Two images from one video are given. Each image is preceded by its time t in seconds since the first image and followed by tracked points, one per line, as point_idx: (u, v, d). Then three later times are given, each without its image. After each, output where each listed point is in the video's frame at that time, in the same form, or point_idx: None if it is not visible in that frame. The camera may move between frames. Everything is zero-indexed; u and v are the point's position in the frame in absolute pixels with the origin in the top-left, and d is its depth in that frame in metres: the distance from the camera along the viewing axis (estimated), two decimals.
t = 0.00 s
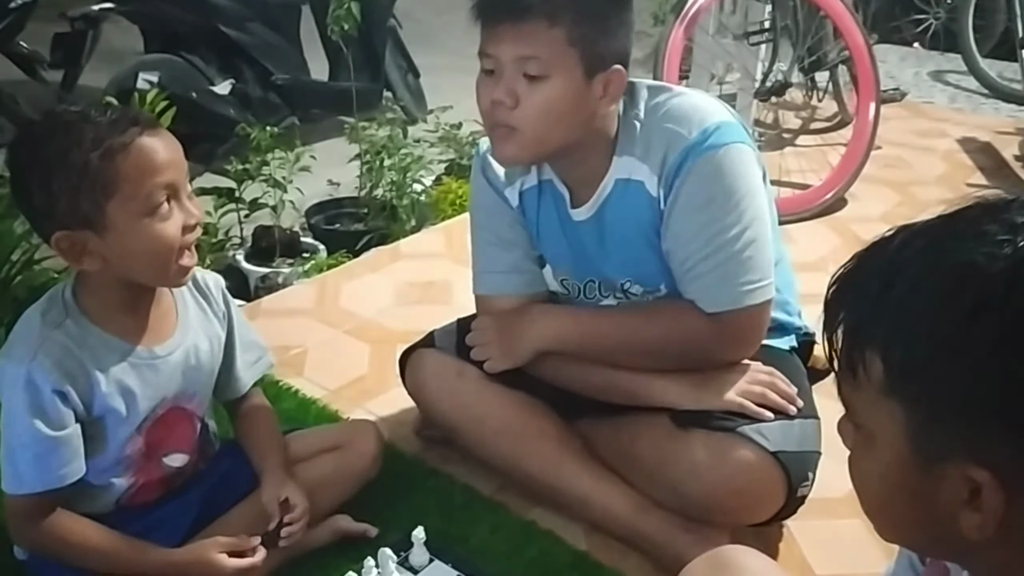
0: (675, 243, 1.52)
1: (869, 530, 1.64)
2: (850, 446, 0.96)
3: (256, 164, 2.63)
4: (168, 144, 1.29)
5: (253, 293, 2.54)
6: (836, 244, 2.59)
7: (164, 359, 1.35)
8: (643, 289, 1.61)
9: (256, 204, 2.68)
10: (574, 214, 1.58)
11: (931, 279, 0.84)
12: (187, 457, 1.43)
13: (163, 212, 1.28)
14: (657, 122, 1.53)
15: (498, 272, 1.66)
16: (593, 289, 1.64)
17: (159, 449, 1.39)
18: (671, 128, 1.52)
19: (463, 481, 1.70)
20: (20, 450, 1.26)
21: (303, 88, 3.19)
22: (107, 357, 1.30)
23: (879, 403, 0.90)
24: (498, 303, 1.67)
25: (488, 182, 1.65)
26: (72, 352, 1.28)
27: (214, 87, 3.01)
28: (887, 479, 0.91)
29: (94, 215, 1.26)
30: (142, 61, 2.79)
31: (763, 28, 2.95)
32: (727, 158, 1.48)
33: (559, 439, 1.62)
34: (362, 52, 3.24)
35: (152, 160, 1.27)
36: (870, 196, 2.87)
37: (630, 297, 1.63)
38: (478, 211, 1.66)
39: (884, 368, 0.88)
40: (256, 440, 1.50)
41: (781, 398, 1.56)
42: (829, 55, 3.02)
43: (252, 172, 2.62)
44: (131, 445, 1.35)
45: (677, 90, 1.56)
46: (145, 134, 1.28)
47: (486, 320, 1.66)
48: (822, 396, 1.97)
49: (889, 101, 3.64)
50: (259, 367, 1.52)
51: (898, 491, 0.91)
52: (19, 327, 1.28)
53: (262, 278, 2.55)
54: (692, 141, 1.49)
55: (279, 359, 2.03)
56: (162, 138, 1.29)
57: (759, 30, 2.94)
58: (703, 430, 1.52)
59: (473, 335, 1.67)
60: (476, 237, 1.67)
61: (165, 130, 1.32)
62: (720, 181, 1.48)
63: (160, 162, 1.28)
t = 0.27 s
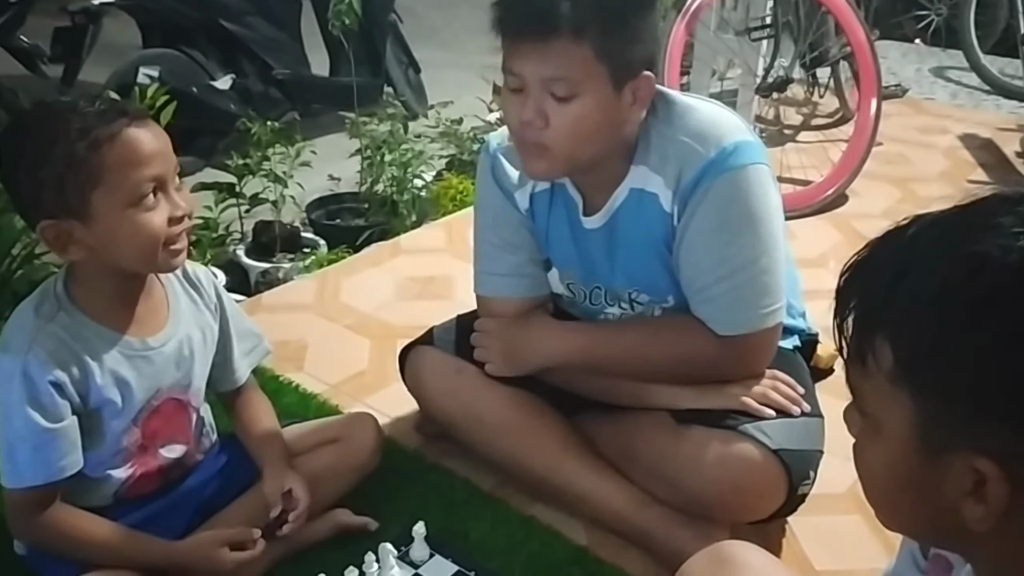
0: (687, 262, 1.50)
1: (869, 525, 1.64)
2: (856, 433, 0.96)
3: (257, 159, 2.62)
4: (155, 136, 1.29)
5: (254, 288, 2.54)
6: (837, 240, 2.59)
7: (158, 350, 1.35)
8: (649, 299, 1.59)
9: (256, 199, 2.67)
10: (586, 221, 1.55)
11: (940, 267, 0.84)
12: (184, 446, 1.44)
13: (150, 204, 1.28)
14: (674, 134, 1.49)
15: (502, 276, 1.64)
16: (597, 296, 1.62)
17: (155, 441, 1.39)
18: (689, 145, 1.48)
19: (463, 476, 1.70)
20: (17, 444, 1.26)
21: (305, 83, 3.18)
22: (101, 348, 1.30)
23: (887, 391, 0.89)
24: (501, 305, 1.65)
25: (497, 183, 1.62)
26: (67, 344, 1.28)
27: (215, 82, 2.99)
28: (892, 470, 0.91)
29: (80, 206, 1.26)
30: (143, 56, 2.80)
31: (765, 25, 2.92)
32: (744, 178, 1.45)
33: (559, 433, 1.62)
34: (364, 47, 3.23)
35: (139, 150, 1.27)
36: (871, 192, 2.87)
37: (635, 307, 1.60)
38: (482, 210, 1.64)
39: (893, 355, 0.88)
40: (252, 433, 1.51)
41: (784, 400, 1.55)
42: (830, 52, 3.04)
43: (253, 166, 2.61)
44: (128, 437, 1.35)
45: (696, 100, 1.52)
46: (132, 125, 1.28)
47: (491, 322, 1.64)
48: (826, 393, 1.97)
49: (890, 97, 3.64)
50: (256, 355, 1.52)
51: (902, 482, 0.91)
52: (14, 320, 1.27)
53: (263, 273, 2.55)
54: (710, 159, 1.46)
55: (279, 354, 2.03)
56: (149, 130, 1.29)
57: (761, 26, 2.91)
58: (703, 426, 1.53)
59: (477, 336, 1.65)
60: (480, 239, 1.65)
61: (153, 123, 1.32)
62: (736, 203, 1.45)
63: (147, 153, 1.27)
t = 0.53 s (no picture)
0: (712, 268, 1.49)
1: (870, 525, 1.65)
2: (861, 430, 0.96)
3: (257, 157, 2.62)
4: (145, 138, 1.29)
5: (256, 287, 2.55)
6: (838, 239, 2.59)
7: (151, 347, 1.35)
8: (670, 303, 1.58)
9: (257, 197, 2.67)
10: (610, 227, 1.54)
11: (950, 262, 0.85)
12: (180, 442, 1.43)
13: (137, 205, 1.28)
14: (703, 140, 1.49)
15: (516, 277, 1.61)
16: (616, 300, 1.60)
17: (151, 438, 1.38)
18: (718, 152, 1.47)
19: (464, 475, 1.70)
20: (13, 442, 1.26)
21: (306, 82, 3.18)
22: (94, 346, 1.30)
23: (893, 390, 0.90)
24: (512, 305, 1.62)
25: (517, 185, 1.60)
26: (60, 342, 1.28)
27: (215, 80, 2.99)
28: (897, 468, 0.91)
29: (67, 207, 1.26)
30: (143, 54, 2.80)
31: (766, 23, 2.92)
32: (773, 185, 1.44)
33: (561, 432, 1.62)
34: (365, 46, 3.21)
35: (128, 152, 1.27)
36: (872, 192, 2.87)
37: (654, 310, 1.59)
38: (501, 211, 1.62)
39: (902, 357, 0.88)
40: (253, 431, 1.51)
41: (790, 401, 1.54)
42: (832, 51, 3.05)
43: (254, 165, 2.61)
44: (124, 433, 1.35)
45: (727, 108, 1.51)
46: (122, 127, 1.28)
47: (502, 323, 1.61)
48: (831, 393, 1.97)
49: (891, 97, 3.64)
50: (251, 352, 1.52)
51: (907, 481, 0.91)
52: (7, 320, 1.28)
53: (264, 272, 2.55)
54: (739, 165, 1.45)
55: (280, 353, 2.03)
56: (139, 131, 1.29)
57: (761, 24, 2.91)
58: (706, 424, 1.54)
59: (486, 336, 1.64)
60: (499, 240, 1.62)
61: (144, 124, 1.31)
62: (764, 209, 1.45)
63: (135, 154, 1.27)
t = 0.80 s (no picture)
0: (727, 264, 1.48)
1: (871, 526, 1.64)
2: (861, 426, 0.96)
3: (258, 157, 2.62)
4: (141, 143, 1.28)
5: (256, 287, 2.55)
6: (838, 241, 2.59)
7: (144, 348, 1.35)
8: (685, 302, 1.57)
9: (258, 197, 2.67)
10: (630, 228, 1.53)
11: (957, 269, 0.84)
12: (176, 444, 1.43)
13: (129, 210, 1.27)
14: (723, 139, 1.48)
15: (526, 276, 1.61)
16: (630, 300, 1.59)
17: (145, 440, 1.39)
18: (739, 149, 1.47)
19: (464, 475, 1.70)
20: (4, 441, 1.27)
21: (307, 82, 3.18)
22: (85, 346, 1.30)
23: (894, 392, 0.90)
24: (519, 304, 1.62)
25: (532, 185, 1.60)
26: (51, 343, 1.28)
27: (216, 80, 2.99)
28: (891, 464, 0.92)
29: (58, 208, 1.26)
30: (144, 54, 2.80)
31: (767, 24, 2.95)
32: (792, 183, 1.45)
33: (560, 433, 1.62)
34: (364, 44, 3.21)
35: (122, 156, 1.26)
36: (872, 193, 2.87)
37: (670, 309, 1.58)
38: (516, 211, 1.61)
39: (900, 353, 0.88)
40: (254, 430, 1.50)
41: (789, 401, 1.55)
42: (833, 53, 3.04)
43: (254, 165, 2.61)
44: (116, 435, 1.35)
45: (746, 108, 1.51)
46: (117, 132, 1.27)
47: (509, 321, 1.61)
48: (833, 396, 1.97)
49: (892, 98, 3.64)
50: (252, 352, 1.52)
51: (901, 478, 0.91)
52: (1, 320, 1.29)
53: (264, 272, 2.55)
54: (760, 162, 1.45)
55: (280, 352, 2.03)
56: (134, 136, 1.28)
57: (762, 25, 2.94)
58: (707, 426, 1.54)
59: (490, 333, 1.63)
60: (513, 239, 1.61)
61: (141, 128, 1.31)
62: (782, 207, 1.45)
63: (130, 159, 1.27)
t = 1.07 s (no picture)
0: (735, 276, 1.48)
1: (872, 528, 1.64)
2: (865, 433, 0.96)
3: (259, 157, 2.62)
4: (140, 165, 1.27)
5: (257, 287, 2.54)
6: (839, 242, 2.59)
7: (142, 352, 1.35)
8: (692, 306, 1.57)
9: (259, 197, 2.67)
10: (637, 232, 1.53)
11: (955, 273, 0.84)
12: (175, 447, 1.44)
13: (120, 231, 1.26)
14: (737, 150, 1.47)
15: (530, 278, 1.61)
16: (636, 301, 1.59)
17: (144, 442, 1.39)
18: (752, 161, 1.46)
19: (465, 475, 1.70)
20: None
21: (307, 82, 3.17)
22: (82, 350, 1.30)
23: (895, 398, 0.90)
24: (523, 305, 1.61)
25: (538, 187, 1.60)
26: (47, 347, 1.28)
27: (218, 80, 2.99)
28: (895, 468, 0.92)
29: (47, 218, 1.26)
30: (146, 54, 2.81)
31: (768, 26, 2.94)
32: (804, 201, 1.45)
33: (560, 433, 1.62)
34: (365, 47, 3.21)
35: (117, 178, 1.25)
36: (874, 194, 2.87)
37: (675, 313, 1.58)
38: (522, 212, 1.60)
39: (901, 361, 0.88)
40: (258, 434, 1.50)
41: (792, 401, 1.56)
42: (834, 53, 3.05)
43: (255, 165, 2.60)
44: (114, 439, 1.35)
45: (761, 117, 1.50)
46: (116, 153, 1.26)
47: (511, 322, 1.61)
48: (835, 397, 1.97)
49: (894, 100, 3.64)
50: (255, 352, 1.52)
51: (905, 481, 0.91)
52: None
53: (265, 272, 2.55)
54: (775, 177, 1.45)
55: (281, 352, 2.03)
56: (135, 159, 1.27)
57: (764, 27, 2.93)
58: (710, 425, 1.54)
59: (492, 335, 1.63)
60: (519, 239, 1.60)
61: (146, 147, 1.30)
62: (793, 223, 1.45)
63: (125, 181, 1.26)
